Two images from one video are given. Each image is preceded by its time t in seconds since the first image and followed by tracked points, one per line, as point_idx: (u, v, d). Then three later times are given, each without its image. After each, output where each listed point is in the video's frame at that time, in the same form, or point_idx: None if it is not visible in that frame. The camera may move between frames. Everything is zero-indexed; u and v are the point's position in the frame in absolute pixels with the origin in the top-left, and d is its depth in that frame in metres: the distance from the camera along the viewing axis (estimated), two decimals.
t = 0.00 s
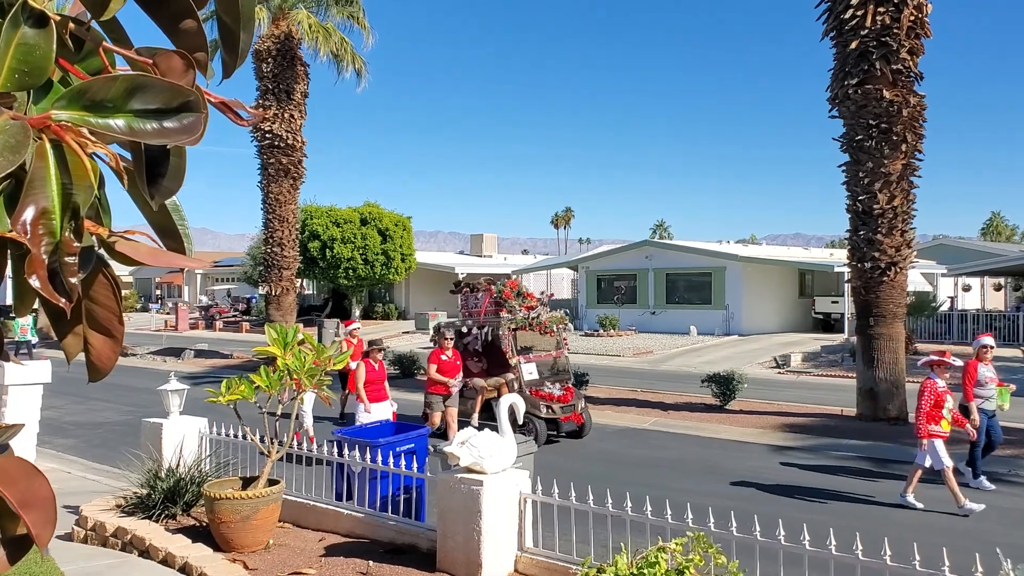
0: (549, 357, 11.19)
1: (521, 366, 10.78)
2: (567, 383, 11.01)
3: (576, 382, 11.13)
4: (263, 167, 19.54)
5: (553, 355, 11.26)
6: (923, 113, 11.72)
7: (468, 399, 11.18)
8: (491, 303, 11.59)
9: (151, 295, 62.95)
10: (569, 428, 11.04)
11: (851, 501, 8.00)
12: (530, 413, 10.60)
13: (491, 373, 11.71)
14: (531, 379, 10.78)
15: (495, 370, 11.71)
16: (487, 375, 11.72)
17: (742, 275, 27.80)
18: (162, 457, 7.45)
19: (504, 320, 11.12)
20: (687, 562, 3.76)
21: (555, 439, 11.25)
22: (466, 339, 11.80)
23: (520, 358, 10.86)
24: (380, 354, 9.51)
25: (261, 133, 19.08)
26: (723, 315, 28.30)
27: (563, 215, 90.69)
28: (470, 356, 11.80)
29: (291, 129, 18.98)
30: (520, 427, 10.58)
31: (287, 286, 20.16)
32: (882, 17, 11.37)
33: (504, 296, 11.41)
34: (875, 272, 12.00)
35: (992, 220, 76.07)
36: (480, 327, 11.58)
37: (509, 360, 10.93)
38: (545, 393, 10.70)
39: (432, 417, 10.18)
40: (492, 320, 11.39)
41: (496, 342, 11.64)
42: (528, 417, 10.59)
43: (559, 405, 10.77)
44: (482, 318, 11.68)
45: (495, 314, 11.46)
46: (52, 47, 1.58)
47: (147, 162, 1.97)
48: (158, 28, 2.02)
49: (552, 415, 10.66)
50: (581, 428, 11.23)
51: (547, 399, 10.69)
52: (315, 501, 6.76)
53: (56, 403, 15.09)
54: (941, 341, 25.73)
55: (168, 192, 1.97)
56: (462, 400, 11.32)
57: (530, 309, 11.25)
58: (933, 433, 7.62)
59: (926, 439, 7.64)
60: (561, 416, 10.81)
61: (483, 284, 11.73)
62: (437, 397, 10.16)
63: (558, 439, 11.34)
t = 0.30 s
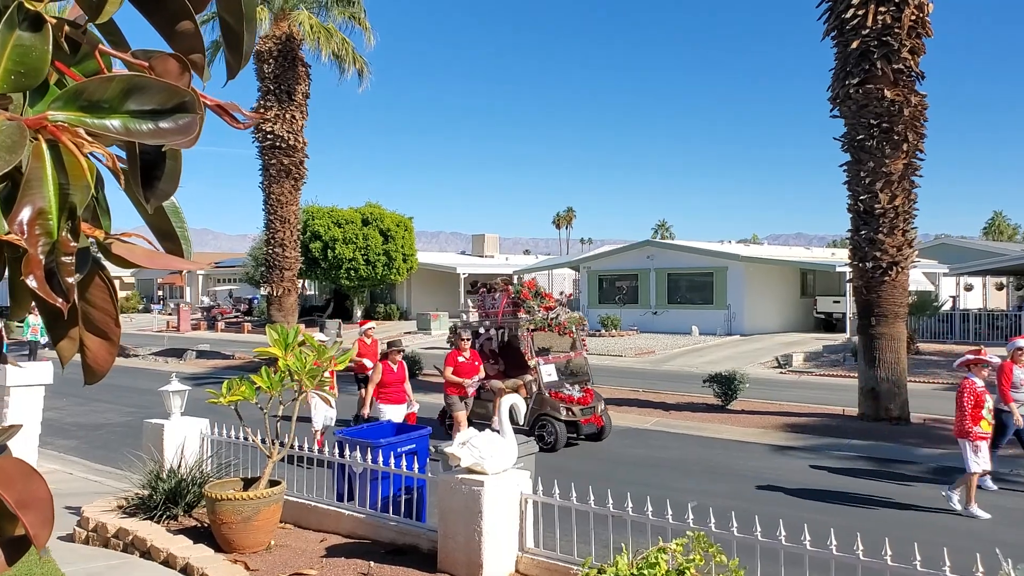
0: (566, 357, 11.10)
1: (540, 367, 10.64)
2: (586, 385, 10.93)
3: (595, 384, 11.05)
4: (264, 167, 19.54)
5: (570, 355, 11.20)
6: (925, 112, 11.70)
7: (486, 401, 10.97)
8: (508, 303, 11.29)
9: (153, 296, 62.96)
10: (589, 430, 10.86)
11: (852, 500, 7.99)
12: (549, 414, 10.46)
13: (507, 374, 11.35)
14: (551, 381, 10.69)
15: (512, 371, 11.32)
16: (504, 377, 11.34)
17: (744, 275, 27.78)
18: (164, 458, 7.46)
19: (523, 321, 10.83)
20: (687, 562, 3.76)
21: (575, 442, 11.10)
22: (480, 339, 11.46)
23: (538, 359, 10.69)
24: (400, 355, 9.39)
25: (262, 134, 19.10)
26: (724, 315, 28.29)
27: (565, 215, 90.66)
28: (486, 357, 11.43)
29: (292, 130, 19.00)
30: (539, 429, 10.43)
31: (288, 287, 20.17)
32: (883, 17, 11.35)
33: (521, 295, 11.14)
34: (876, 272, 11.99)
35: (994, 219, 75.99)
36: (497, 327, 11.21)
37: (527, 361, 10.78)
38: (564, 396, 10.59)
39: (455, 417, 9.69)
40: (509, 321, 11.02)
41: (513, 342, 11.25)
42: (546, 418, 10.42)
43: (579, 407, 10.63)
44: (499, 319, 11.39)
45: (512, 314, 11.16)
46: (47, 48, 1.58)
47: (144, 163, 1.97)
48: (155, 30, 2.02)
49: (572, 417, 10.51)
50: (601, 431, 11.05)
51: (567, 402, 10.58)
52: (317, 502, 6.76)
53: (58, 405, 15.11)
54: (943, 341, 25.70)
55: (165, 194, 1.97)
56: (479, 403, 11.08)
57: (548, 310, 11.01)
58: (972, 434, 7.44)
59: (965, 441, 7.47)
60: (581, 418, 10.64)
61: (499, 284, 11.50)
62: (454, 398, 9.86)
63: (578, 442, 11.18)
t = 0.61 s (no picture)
0: (585, 358, 10.84)
1: (559, 368, 10.50)
2: (606, 387, 10.63)
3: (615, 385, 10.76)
4: (264, 168, 19.53)
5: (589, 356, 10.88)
6: (925, 111, 11.70)
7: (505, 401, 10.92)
8: (526, 303, 11.14)
9: (154, 296, 63.00)
10: (610, 432, 10.62)
11: (853, 499, 7.98)
12: (568, 417, 10.22)
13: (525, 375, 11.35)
14: (570, 383, 10.51)
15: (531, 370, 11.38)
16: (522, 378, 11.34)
17: (744, 274, 27.76)
18: (165, 458, 7.46)
19: (540, 322, 10.82)
20: (687, 562, 3.76)
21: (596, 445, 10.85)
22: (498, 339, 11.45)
23: (557, 360, 10.56)
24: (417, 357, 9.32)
25: (263, 134, 19.10)
26: (725, 314, 28.29)
27: (566, 215, 90.60)
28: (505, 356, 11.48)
29: (293, 130, 19.01)
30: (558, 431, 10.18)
31: (289, 287, 20.16)
32: (883, 16, 11.34)
33: (539, 295, 11.04)
34: (877, 271, 11.98)
35: (995, 218, 75.91)
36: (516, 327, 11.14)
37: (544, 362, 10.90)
38: (583, 397, 10.34)
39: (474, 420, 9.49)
40: (526, 321, 10.99)
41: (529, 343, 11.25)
42: (565, 420, 10.18)
43: (599, 409, 10.34)
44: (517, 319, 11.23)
45: (530, 314, 11.03)
46: (41, 48, 1.59)
47: (140, 164, 1.97)
48: (151, 31, 2.03)
49: (591, 419, 10.25)
50: (621, 432, 10.81)
51: (586, 403, 10.31)
52: (317, 502, 6.76)
53: (59, 405, 15.14)
54: (944, 339, 25.67)
55: (162, 193, 1.97)
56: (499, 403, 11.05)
57: (566, 309, 10.87)
58: (1004, 438, 7.40)
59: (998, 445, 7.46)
60: (601, 420, 10.37)
61: (517, 284, 11.30)
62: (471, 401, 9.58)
63: (599, 444, 10.92)
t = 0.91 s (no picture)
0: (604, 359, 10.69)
1: (578, 369, 10.35)
2: (625, 388, 10.51)
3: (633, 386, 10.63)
4: (264, 168, 19.52)
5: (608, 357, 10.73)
6: (925, 110, 11.70)
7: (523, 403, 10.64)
8: (542, 303, 10.85)
9: (154, 297, 63.03)
10: (628, 434, 10.58)
11: (855, 499, 7.97)
12: (587, 418, 10.07)
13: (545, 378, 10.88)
14: (588, 384, 10.36)
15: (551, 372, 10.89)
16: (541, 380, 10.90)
17: (744, 273, 27.76)
18: (165, 459, 7.46)
19: (559, 322, 10.53)
20: (687, 561, 3.75)
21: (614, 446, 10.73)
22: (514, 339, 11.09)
23: (575, 360, 10.42)
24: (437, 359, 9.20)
25: (263, 135, 19.08)
26: (725, 314, 28.29)
27: (566, 214, 90.55)
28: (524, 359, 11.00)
29: (292, 130, 19.01)
30: (576, 432, 10.02)
31: (289, 287, 20.15)
32: (882, 15, 11.33)
33: (556, 295, 10.82)
34: (877, 270, 11.97)
35: (995, 217, 75.90)
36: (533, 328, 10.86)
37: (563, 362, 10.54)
38: (602, 398, 10.22)
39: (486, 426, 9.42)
40: (544, 322, 10.69)
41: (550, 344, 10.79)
42: (584, 422, 10.03)
43: (618, 411, 10.20)
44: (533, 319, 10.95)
45: (547, 315, 10.75)
46: (37, 48, 1.59)
47: (138, 164, 1.97)
48: (149, 30, 2.03)
49: (611, 421, 10.12)
50: (639, 434, 10.69)
51: (605, 405, 10.19)
52: (318, 502, 6.75)
53: (60, 406, 15.14)
54: (944, 338, 25.66)
55: (160, 194, 1.97)
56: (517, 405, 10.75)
57: (585, 310, 10.67)
58: None
59: None
60: (621, 421, 10.24)
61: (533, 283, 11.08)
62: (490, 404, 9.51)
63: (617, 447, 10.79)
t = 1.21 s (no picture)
0: (623, 362, 10.41)
1: (598, 373, 10.03)
2: (645, 391, 10.25)
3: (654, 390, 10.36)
4: (264, 170, 19.52)
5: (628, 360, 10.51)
6: (924, 111, 11.70)
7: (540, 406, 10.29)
8: (562, 305, 11.29)
9: (154, 299, 62.99)
10: (650, 439, 10.20)
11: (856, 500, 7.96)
12: (609, 422, 9.75)
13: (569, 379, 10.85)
14: (609, 387, 10.04)
15: (569, 376, 10.90)
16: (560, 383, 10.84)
17: (744, 274, 27.77)
18: (166, 461, 7.45)
19: (580, 322, 10.52)
20: (688, 563, 3.75)
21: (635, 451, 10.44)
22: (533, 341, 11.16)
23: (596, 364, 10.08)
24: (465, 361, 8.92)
25: (262, 136, 19.09)
26: (725, 315, 28.30)
27: (566, 215, 90.55)
28: (544, 364, 10.84)
29: (292, 132, 19.00)
30: (598, 437, 9.74)
31: (289, 289, 20.14)
32: (881, 16, 11.34)
33: (576, 297, 11.13)
34: (877, 271, 11.97)
35: (995, 217, 75.88)
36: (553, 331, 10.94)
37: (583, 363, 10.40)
38: (624, 402, 9.88)
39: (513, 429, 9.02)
40: (563, 323, 10.77)
41: (568, 345, 10.82)
42: (606, 426, 9.72)
43: (640, 414, 9.88)
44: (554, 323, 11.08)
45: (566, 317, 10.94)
46: (40, 51, 1.59)
47: (142, 167, 1.97)
48: (150, 34, 2.03)
49: (633, 425, 9.75)
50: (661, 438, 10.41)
51: (627, 408, 9.84)
52: (318, 504, 6.75)
53: (60, 408, 15.14)
54: (944, 339, 25.67)
55: (164, 197, 1.98)
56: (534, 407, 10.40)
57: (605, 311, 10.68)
58: None
59: None
60: (643, 426, 9.90)
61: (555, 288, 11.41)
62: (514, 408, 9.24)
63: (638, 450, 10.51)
